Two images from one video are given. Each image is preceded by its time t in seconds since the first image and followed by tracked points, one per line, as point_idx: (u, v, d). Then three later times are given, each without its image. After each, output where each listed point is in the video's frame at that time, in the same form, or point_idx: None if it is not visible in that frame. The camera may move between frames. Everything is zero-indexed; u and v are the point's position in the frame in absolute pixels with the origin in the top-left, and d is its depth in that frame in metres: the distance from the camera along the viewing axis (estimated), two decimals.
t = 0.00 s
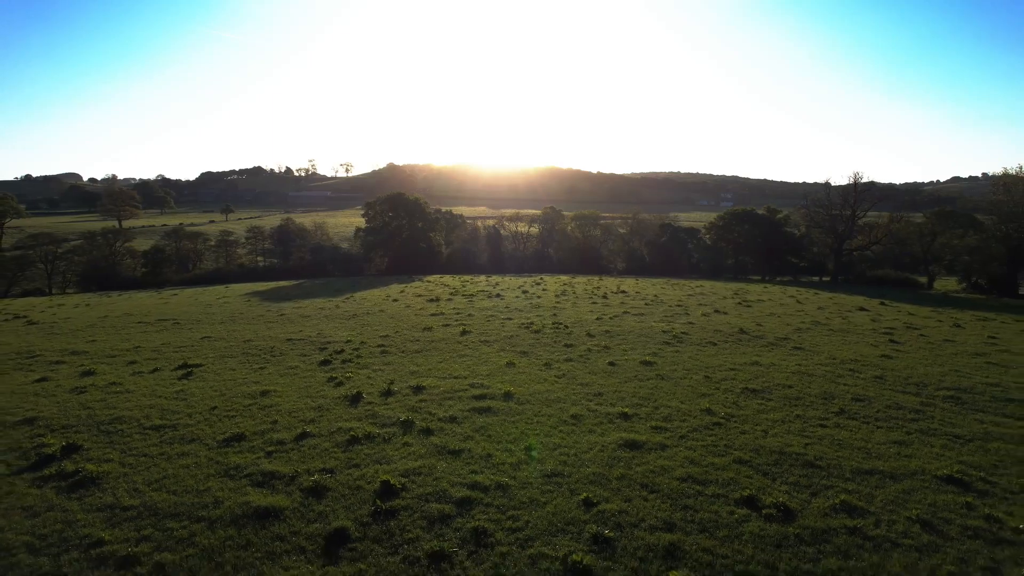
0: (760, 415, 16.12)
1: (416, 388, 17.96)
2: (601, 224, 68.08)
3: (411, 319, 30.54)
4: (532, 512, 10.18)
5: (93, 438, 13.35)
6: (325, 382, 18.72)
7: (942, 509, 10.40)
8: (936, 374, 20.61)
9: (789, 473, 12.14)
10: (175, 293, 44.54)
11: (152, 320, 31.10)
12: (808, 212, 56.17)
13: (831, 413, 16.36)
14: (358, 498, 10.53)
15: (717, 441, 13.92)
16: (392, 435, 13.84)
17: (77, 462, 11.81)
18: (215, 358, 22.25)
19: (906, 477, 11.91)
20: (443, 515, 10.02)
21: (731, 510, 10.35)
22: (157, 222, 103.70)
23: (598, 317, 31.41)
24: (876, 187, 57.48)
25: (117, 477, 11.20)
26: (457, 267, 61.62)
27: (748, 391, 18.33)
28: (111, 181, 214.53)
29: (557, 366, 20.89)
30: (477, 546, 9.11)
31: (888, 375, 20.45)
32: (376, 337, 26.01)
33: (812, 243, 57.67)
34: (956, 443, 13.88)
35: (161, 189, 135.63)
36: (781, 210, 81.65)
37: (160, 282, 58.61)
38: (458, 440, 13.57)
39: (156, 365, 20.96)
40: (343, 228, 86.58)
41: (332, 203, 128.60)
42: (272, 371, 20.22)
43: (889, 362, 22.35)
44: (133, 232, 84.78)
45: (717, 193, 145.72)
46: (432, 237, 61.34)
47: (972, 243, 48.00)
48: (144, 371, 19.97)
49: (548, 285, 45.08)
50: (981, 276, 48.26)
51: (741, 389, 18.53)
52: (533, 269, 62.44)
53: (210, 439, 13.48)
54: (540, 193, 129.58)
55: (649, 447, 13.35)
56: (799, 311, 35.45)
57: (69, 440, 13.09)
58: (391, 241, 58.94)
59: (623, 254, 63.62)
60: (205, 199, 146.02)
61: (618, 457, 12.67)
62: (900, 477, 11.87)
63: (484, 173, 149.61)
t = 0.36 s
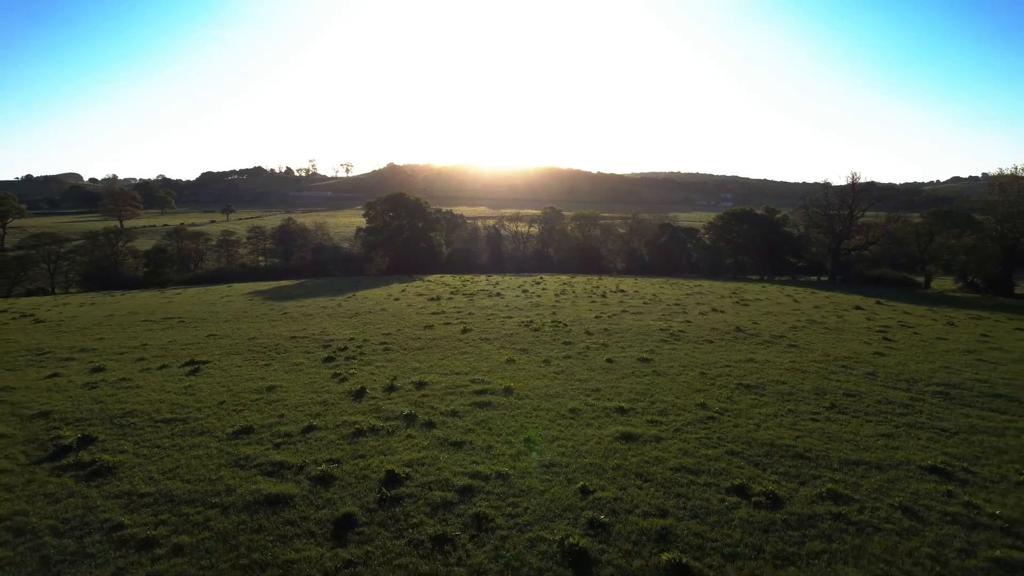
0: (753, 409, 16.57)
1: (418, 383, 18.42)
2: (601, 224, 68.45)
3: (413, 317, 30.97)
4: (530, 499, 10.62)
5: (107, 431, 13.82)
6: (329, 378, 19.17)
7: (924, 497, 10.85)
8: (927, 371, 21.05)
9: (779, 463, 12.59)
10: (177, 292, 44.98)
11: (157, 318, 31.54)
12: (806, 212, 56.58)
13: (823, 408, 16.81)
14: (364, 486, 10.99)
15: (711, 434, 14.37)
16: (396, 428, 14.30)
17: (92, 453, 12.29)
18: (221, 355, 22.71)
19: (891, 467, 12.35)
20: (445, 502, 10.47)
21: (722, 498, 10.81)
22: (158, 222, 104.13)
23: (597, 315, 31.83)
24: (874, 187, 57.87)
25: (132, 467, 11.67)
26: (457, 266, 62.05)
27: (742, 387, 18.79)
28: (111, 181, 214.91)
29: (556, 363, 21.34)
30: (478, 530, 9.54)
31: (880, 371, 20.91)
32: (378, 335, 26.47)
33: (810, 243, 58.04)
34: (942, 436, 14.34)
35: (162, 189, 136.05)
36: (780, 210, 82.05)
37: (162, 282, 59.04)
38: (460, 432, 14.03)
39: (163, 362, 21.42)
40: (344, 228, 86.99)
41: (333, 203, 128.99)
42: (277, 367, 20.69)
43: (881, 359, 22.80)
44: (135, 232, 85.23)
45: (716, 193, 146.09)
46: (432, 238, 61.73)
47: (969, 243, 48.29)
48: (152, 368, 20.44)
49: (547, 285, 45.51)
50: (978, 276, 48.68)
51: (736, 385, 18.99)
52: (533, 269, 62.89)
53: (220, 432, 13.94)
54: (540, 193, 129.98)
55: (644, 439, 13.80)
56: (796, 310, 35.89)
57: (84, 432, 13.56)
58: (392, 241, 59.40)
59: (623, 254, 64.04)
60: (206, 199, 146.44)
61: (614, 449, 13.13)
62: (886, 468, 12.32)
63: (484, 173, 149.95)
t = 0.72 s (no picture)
0: (747, 404, 17.03)
1: (421, 379, 18.88)
2: (601, 224, 68.84)
3: (414, 316, 31.39)
4: (530, 487, 11.07)
5: (120, 424, 14.27)
6: (334, 375, 19.62)
7: (907, 486, 11.30)
8: (918, 367, 21.48)
9: (770, 454, 13.04)
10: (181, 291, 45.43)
11: (162, 317, 31.97)
12: (804, 212, 56.97)
13: (815, 402, 17.27)
14: (370, 475, 11.44)
15: (705, 427, 14.82)
16: (400, 421, 14.75)
17: (107, 444, 12.74)
18: (227, 352, 23.16)
19: (878, 458, 12.81)
20: (448, 489, 10.91)
21: (714, 486, 11.26)
22: (158, 222, 104.47)
23: (596, 314, 32.31)
24: (872, 188, 58.25)
25: (146, 457, 12.13)
26: (457, 266, 62.51)
27: (737, 383, 19.25)
28: (111, 181, 215.63)
29: (555, 360, 21.79)
30: (479, 516, 9.97)
31: (872, 368, 21.36)
32: (380, 333, 26.92)
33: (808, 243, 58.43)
34: (929, 429, 14.79)
35: (163, 189, 136.41)
36: (779, 211, 82.48)
37: (164, 281, 59.45)
38: (462, 425, 14.48)
39: (170, 358, 21.88)
40: (345, 228, 87.37)
41: (333, 203, 129.36)
42: (282, 364, 21.15)
43: (874, 356, 23.25)
44: (137, 232, 85.63)
45: (716, 193, 146.43)
46: (433, 237, 62.12)
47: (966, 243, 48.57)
48: (160, 364, 20.88)
49: (547, 284, 46.00)
50: (973, 275, 49.15)
51: (731, 381, 19.46)
52: (533, 268, 63.38)
53: (229, 424, 14.39)
54: (540, 194, 130.36)
55: (640, 432, 14.26)
56: (792, 308, 36.33)
57: (98, 425, 14.02)
58: (393, 241, 59.86)
59: (622, 253, 64.40)
60: (206, 199, 146.80)
61: (611, 441, 13.58)
62: (872, 459, 12.77)
63: (484, 173, 150.34)
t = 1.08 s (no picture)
0: (741, 399, 17.49)
1: (423, 375, 19.34)
2: (600, 224, 69.28)
3: (416, 315, 31.85)
4: (529, 476, 11.53)
5: (132, 417, 14.75)
6: (338, 371, 20.08)
7: (892, 475, 11.76)
8: (910, 364, 21.95)
9: (761, 446, 13.50)
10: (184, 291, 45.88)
11: (166, 315, 32.45)
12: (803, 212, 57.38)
13: (807, 397, 17.73)
14: (375, 465, 11.90)
15: (699, 420, 15.27)
16: (403, 415, 15.20)
17: (121, 436, 13.21)
18: (232, 350, 23.62)
19: (866, 450, 13.27)
20: (451, 478, 11.37)
21: (705, 476, 11.71)
22: (159, 222, 104.90)
23: (595, 313, 32.76)
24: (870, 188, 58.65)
25: (159, 448, 12.59)
26: (458, 266, 62.93)
27: (732, 379, 19.71)
28: (112, 181, 216.03)
29: (554, 357, 22.23)
30: (481, 502, 10.42)
31: (865, 365, 21.82)
32: (383, 331, 27.37)
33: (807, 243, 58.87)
34: (917, 423, 15.26)
35: (164, 190, 136.78)
36: (778, 211, 82.90)
37: (166, 281, 59.92)
38: (463, 419, 14.94)
39: (177, 355, 22.36)
40: (346, 228, 87.84)
41: (334, 203, 129.85)
42: (287, 361, 21.61)
43: (867, 354, 23.72)
44: (139, 232, 86.13)
45: (716, 193, 146.89)
46: (433, 237, 62.55)
47: (962, 243, 49.49)
48: (167, 361, 21.35)
49: (547, 284, 46.46)
50: (970, 275, 49.60)
51: (725, 377, 19.93)
52: (533, 268, 63.85)
53: (237, 418, 14.85)
54: (540, 194, 130.80)
55: (636, 426, 14.70)
56: (789, 307, 36.76)
57: (112, 418, 14.50)
58: (394, 241, 60.30)
59: (621, 253, 64.85)
60: (207, 199, 147.23)
61: (608, 433, 14.04)
62: (860, 450, 13.23)
63: (484, 173, 150.74)
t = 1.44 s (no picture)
0: (735, 394, 17.95)
1: (424, 372, 19.80)
2: (599, 223, 69.69)
3: (418, 313, 32.32)
4: (528, 466, 11.98)
5: (144, 411, 15.22)
6: (342, 367, 20.55)
7: (878, 466, 12.22)
8: (903, 361, 22.40)
9: (753, 439, 13.96)
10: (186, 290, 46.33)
11: (171, 314, 32.93)
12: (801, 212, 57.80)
13: (800, 393, 18.19)
14: (380, 456, 12.36)
15: (694, 414, 15.72)
16: (406, 409, 15.67)
17: (135, 429, 13.68)
18: (238, 347, 24.10)
19: (854, 442, 13.72)
20: (453, 468, 11.83)
21: (698, 466, 12.17)
22: (161, 223, 105.40)
23: (593, 311, 33.22)
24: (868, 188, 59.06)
25: (172, 440, 13.07)
26: (458, 266, 63.38)
27: (727, 375, 20.17)
28: (112, 180, 216.60)
29: (553, 354, 22.68)
30: (482, 490, 10.88)
31: (858, 362, 22.27)
32: (385, 329, 27.83)
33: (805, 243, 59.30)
34: (906, 417, 15.71)
35: (164, 190, 137.53)
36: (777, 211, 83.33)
37: (168, 281, 60.38)
38: (464, 413, 15.39)
39: (184, 353, 22.83)
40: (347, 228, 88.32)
41: (335, 203, 130.27)
42: (292, 358, 22.08)
43: (860, 351, 24.18)
44: (141, 232, 86.64)
45: (716, 193, 147.33)
46: (434, 237, 63.03)
47: (958, 243, 49.97)
48: (175, 358, 21.83)
49: (548, 283, 46.92)
50: (966, 275, 50.08)
51: (721, 373, 20.38)
52: (533, 268, 64.33)
53: (246, 412, 15.32)
54: (540, 194, 131.22)
55: (632, 419, 15.16)
56: (786, 306, 37.18)
57: (125, 412, 14.98)
58: (395, 240, 60.76)
59: (621, 253, 65.29)
60: (208, 199, 147.71)
61: (604, 426, 14.50)
62: (849, 443, 13.67)
63: (485, 173, 151.18)
